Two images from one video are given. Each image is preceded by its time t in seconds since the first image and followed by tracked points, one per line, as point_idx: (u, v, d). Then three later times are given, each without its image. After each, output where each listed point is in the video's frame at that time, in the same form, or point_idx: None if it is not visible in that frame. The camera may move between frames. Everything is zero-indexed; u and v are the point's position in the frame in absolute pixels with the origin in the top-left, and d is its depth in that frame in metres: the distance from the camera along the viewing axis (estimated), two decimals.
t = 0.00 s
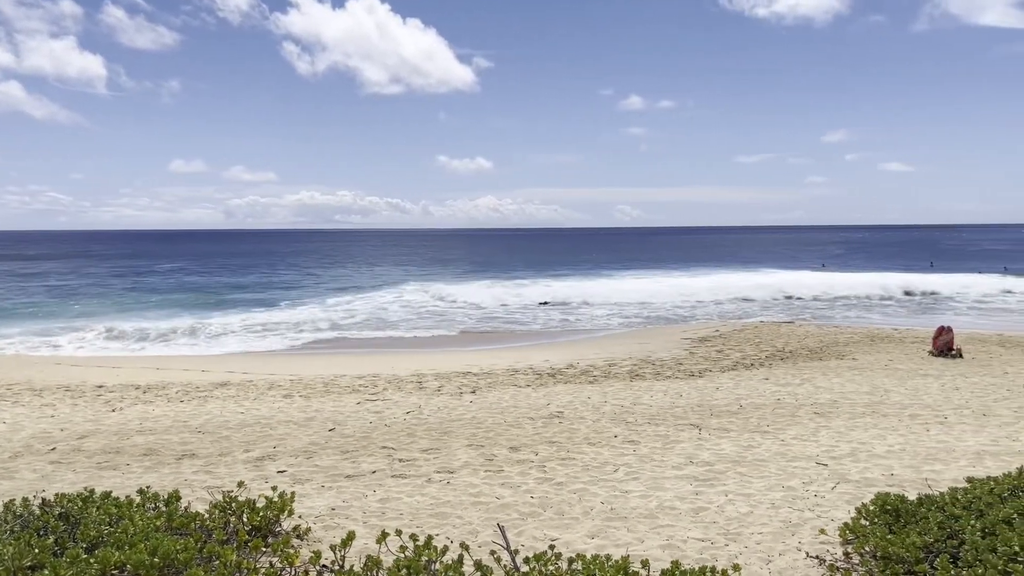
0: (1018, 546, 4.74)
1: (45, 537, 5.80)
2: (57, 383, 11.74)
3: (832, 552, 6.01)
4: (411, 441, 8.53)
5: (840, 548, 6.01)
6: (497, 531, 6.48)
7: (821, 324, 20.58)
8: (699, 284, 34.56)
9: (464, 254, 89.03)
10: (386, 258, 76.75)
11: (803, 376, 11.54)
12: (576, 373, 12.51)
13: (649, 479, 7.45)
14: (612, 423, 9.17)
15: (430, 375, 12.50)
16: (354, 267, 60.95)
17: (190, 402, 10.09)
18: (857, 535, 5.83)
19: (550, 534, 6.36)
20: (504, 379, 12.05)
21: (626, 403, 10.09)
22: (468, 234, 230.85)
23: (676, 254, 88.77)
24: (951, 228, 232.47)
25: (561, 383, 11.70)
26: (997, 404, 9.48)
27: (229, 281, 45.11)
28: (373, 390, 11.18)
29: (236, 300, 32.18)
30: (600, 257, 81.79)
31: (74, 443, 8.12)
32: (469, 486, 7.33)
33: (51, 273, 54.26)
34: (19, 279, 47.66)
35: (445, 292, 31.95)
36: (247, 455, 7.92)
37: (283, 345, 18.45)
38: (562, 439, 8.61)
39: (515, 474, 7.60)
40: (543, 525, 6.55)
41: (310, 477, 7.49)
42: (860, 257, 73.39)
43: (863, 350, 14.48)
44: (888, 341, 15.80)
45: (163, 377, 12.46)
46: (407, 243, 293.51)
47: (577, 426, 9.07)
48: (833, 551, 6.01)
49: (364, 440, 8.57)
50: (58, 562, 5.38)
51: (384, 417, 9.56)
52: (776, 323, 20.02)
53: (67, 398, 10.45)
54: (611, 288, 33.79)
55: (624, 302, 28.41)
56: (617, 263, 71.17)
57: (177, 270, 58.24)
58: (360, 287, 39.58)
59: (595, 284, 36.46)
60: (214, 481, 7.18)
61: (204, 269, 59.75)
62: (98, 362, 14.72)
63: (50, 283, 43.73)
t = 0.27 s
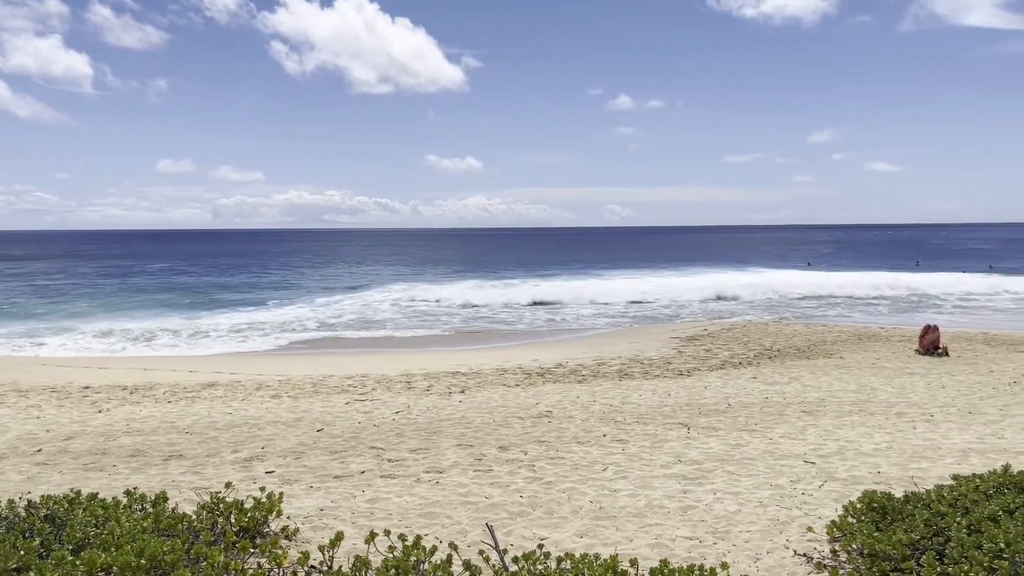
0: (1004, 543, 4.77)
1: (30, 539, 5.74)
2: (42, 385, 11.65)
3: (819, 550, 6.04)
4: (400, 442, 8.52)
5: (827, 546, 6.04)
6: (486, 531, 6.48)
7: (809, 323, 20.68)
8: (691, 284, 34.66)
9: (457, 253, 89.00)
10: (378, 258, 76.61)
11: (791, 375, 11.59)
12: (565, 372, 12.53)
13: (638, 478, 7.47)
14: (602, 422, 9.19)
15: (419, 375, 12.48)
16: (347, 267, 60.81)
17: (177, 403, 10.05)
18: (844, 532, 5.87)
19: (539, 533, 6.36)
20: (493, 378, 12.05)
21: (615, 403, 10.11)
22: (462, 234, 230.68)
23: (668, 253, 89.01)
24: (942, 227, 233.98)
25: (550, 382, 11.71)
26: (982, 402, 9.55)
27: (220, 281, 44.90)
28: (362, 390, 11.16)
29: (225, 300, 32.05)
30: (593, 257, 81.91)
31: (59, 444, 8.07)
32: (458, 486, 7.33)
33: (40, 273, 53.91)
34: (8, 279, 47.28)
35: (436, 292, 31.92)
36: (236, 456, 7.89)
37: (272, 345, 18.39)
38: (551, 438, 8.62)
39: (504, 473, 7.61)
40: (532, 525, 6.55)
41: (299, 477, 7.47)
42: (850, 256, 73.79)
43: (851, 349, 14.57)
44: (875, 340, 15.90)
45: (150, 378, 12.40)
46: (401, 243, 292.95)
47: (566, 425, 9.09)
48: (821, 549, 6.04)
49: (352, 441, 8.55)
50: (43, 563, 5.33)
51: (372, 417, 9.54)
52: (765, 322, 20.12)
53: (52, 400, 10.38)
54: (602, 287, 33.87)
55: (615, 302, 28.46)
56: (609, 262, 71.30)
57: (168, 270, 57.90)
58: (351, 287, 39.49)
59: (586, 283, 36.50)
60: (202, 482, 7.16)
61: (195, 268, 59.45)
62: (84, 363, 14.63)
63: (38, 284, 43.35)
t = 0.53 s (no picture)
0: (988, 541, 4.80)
1: (15, 543, 5.68)
2: (28, 386, 11.57)
3: (807, 548, 6.07)
4: (388, 442, 8.51)
5: (815, 543, 6.07)
6: (475, 530, 6.48)
7: (799, 321, 20.78)
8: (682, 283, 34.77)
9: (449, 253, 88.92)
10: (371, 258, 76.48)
11: (779, 373, 11.64)
12: (554, 372, 12.55)
13: (627, 477, 7.49)
14: (590, 421, 9.21)
15: (408, 375, 12.47)
16: (339, 266, 60.68)
17: (165, 404, 10.00)
18: (831, 530, 5.90)
19: (528, 533, 6.37)
20: (482, 378, 12.05)
21: (604, 402, 10.13)
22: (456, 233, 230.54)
23: (660, 253, 89.18)
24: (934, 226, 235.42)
25: (539, 382, 11.72)
26: (967, 400, 9.63)
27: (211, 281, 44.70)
28: (350, 390, 11.14)
29: (216, 300, 31.92)
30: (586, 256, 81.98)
31: (45, 446, 8.02)
32: (447, 486, 7.33)
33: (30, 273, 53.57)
34: None
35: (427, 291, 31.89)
36: (223, 457, 7.87)
37: (262, 345, 18.33)
38: (540, 438, 8.63)
39: (493, 473, 7.61)
40: (521, 524, 6.56)
41: (287, 478, 7.45)
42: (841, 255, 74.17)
43: (839, 347, 14.65)
44: (862, 338, 16.00)
45: (137, 379, 12.33)
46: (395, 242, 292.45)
47: (555, 425, 9.10)
48: (808, 547, 6.07)
49: (341, 441, 8.54)
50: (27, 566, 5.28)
51: (361, 417, 9.53)
52: (754, 320, 20.23)
53: (38, 401, 10.31)
54: (594, 287, 33.94)
55: (606, 301, 28.50)
56: (602, 262, 71.43)
57: (158, 270, 57.54)
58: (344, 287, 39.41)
59: (579, 283, 36.56)
60: (189, 483, 7.14)
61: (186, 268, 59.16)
62: (71, 364, 14.53)
63: (27, 284, 43.01)
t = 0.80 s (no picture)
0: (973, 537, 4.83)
1: None
2: (13, 387, 11.49)
3: (794, 546, 6.09)
4: (377, 442, 8.49)
5: (802, 541, 6.09)
6: (464, 530, 6.47)
7: (788, 320, 20.90)
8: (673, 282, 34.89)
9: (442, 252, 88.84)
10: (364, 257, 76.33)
11: (766, 372, 11.70)
12: (542, 371, 12.57)
13: (615, 476, 7.51)
14: (579, 421, 9.22)
15: (396, 375, 12.46)
16: (331, 266, 60.54)
17: (152, 405, 9.96)
18: (818, 527, 5.92)
19: (516, 532, 6.37)
20: (471, 378, 12.05)
21: (592, 401, 10.15)
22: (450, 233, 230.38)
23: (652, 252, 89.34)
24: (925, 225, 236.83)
25: (527, 381, 11.73)
26: (953, 397, 9.70)
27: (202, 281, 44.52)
28: (338, 391, 11.10)
29: (205, 300, 31.77)
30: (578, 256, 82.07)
31: (30, 448, 7.97)
32: (435, 486, 7.33)
33: (17, 274, 53.14)
34: None
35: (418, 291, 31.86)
36: (211, 458, 7.84)
37: (252, 346, 18.27)
38: (528, 437, 8.64)
39: (481, 473, 7.61)
40: (510, 524, 6.56)
41: (275, 479, 7.43)
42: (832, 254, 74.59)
43: (827, 345, 14.74)
44: (848, 337, 16.10)
45: (124, 380, 12.27)
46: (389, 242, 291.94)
47: (543, 424, 9.11)
48: (795, 545, 6.10)
49: (329, 441, 8.52)
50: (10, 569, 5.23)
51: (349, 417, 9.51)
52: (744, 319, 20.31)
53: (23, 403, 10.24)
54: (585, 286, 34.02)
55: (597, 301, 28.54)
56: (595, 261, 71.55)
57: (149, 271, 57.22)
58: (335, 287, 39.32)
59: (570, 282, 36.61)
60: (176, 485, 7.11)
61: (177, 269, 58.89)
62: (57, 365, 14.44)
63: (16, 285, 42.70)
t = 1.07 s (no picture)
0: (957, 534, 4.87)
1: None
2: None
3: (780, 543, 6.13)
4: (364, 442, 8.49)
5: (788, 538, 6.13)
6: (452, 530, 6.48)
7: (777, 318, 21.01)
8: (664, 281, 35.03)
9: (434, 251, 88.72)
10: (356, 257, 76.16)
11: (753, 370, 11.76)
12: (530, 370, 12.59)
13: (603, 474, 7.54)
14: (566, 419, 9.24)
15: (384, 375, 12.45)
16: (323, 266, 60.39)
17: (138, 406, 9.91)
18: (804, 525, 5.95)
19: (504, 531, 6.38)
20: (459, 377, 12.06)
21: (580, 400, 10.18)
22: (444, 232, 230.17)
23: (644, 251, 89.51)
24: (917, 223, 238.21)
25: (515, 381, 11.74)
26: (937, 394, 9.79)
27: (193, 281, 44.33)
28: (326, 391, 11.08)
29: (194, 300, 31.60)
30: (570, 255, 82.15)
31: (14, 450, 7.92)
32: (423, 485, 7.34)
33: (5, 274, 52.68)
34: None
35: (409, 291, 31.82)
36: (198, 459, 7.82)
37: (240, 346, 18.20)
38: (516, 436, 8.66)
39: (469, 472, 7.63)
40: (498, 523, 6.57)
41: (262, 479, 7.42)
42: (822, 252, 75.00)
43: (813, 344, 14.83)
44: (834, 335, 16.20)
45: (110, 381, 12.19)
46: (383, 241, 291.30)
47: (531, 423, 9.13)
48: (782, 542, 6.14)
49: (316, 442, 8.51)
50: None
51: (337, 417, 9.50)
52: (731, 318, 20.38)
53: (7, 405, 10.18)
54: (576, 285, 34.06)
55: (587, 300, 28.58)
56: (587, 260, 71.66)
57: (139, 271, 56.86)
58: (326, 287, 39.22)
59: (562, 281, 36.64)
60: (162, 486, 7.09)
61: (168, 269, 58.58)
62: (42, 367, 14.34)
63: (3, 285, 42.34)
